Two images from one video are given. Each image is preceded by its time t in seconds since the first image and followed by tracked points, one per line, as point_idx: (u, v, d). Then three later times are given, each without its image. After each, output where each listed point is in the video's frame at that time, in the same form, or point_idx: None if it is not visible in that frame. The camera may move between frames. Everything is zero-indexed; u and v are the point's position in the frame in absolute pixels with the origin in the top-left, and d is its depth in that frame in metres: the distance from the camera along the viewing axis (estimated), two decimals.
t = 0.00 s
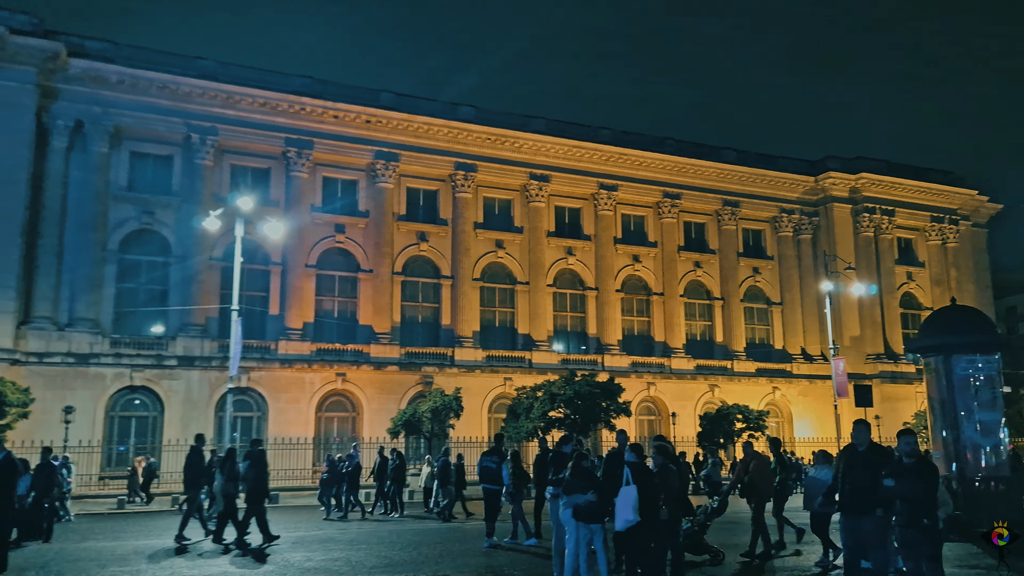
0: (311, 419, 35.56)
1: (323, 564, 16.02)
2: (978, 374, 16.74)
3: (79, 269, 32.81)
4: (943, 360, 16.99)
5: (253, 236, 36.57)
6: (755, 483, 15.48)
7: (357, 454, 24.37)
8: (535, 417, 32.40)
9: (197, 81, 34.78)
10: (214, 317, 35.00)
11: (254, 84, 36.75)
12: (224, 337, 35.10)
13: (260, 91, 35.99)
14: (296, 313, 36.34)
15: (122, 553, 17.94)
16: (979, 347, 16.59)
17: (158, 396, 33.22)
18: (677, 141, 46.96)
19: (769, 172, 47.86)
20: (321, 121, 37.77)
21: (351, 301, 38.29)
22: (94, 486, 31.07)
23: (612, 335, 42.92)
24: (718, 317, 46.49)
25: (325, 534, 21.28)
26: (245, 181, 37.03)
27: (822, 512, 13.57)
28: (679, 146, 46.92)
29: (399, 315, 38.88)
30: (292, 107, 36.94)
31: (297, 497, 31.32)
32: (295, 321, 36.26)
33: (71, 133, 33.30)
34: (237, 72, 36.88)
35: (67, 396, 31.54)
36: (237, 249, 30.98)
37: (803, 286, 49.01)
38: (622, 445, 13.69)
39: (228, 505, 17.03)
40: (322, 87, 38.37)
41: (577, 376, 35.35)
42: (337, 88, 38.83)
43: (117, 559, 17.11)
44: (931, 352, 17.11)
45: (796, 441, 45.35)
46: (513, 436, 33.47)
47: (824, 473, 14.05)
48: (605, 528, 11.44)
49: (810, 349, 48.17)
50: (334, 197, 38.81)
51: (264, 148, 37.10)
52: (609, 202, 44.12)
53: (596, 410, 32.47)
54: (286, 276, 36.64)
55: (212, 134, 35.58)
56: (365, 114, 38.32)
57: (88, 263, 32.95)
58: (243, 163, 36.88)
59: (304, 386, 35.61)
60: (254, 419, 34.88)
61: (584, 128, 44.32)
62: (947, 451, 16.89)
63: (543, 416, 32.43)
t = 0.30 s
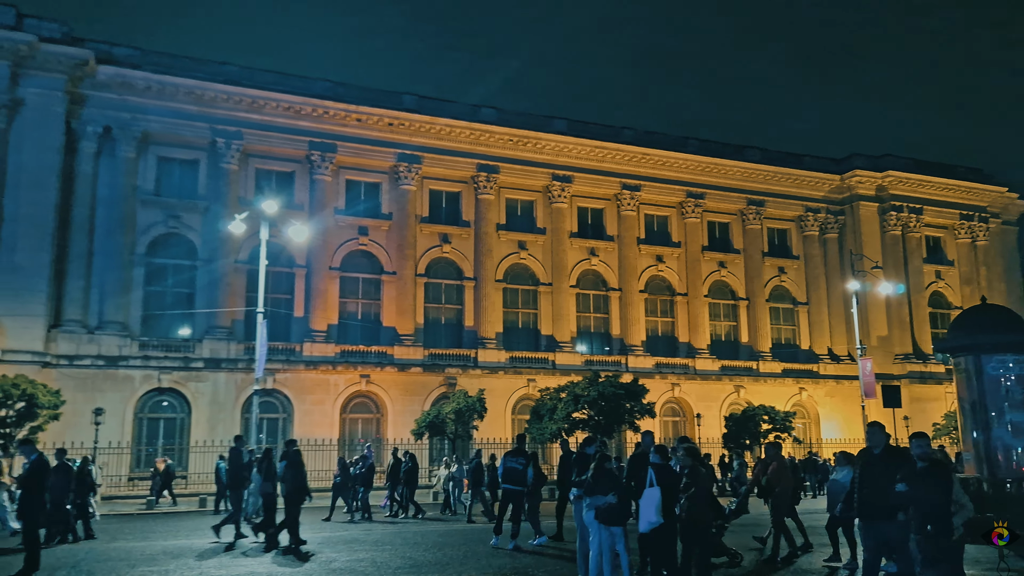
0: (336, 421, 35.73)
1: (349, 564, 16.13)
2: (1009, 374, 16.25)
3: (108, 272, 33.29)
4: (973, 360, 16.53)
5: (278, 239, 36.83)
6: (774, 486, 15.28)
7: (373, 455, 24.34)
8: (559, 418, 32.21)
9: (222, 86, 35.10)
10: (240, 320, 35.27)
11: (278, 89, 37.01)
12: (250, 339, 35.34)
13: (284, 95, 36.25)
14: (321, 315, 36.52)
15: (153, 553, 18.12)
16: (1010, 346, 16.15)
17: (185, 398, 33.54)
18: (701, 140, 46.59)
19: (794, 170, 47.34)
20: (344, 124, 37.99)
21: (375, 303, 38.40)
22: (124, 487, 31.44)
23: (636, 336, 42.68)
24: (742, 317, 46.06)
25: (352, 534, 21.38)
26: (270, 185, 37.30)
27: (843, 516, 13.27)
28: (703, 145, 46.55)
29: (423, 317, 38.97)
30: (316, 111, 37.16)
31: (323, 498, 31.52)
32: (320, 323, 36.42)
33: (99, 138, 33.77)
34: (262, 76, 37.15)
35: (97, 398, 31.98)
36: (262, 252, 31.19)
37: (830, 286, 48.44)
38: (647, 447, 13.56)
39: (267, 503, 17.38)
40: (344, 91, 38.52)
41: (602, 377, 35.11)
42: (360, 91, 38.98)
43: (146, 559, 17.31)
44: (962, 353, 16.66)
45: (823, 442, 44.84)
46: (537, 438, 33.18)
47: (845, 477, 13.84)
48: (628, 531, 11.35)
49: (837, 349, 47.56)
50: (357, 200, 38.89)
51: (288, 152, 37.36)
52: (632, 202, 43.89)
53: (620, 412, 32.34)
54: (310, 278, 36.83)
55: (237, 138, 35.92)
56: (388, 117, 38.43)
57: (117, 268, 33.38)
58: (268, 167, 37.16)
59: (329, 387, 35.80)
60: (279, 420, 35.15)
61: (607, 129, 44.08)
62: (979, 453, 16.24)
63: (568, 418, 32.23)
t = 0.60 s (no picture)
0: (358, 422, 35.83)
1: (373, 565, 16.19)
2: None
3: (133, 275, 33.71)
4: (1001, 359, 16.07)
5: (301, 241, 37.07)
6: (791, 487, 15.19)
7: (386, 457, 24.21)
8: (580, 418, 31.82)
9: (245, 91, 35.37)
10: (264, 321, 35.46)
11: (299, 92, 37.20)
12: (273, 341, 35.59)
13: (305, 99, 36.44)
14: (342, 317, 36.68)
15: (179, 553, 18.31)
16: None
17: (210, 400, 33.80)
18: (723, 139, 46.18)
19: (818, 169, 46.79)
20: (365, 127, 38.13)
21: (397, 305, 38.53)
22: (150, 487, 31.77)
23: (658, 336, 42.42)
24: (765, 317, 45.66)
25: (374, 535, 21.42)
26: (292, 188, 37.57)
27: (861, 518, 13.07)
28: (725, 144, 46.14)
29: (444, 318, 39.01)
30: (337, 114, 37.33)
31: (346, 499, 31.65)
32: (342, 325, 36.61)
33: (125, 143, 34.18)
34: (283, 80, 37.34)
35: (123, 400, 32.33)
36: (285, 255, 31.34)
37: (854, 285, 47.89)
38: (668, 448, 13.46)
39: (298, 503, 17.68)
40: (365, 93, 38.58)
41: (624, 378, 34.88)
42: (380, 94, 39.07)
43: (173, 559, 17.45)
44: (989, 352, 16.24)
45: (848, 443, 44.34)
46: (559, 438, 33.13)
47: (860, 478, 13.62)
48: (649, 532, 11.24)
49: (862, 349, 46.99)
50: (378, 202, 39.06)
51: (310, 155, 37.59)
52: (653, 202, 43.65)
53: (642, 411, 31.91)
54: (332, 280, 36.97)
55: (260, 142, 36.19)
56: (408, 119, 38.51)
57: (141, 270, 33.79)
58: (290, 170, 37.44)
59: (351, 389, 35.91)
60: (302, 421, 35.36)
61: (627, 128, 43.75)
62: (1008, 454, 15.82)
63: (589, 418, 31.84)
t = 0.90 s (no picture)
0: (381, 424, 35.86)
1: (396, 565, 16.20)
2: None
3: (159, 278, 34.05)
4: None
5: (323, 243, 37.26)
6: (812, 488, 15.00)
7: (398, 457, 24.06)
8: (603, 419, 31.58)
9: (268, 94, 35.65)
10: (287, 324, 35.69)
11: (320, 95, 37.38)
12: (296, 343, 35.80)
13: (326, 102, 36.64)
14: (364, 319, 36.81)
15: (205, 553, 18.43)
16: None
17: (235, 401, 33.97)
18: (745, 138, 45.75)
19: (842, 167, 46.22)
20: (386, 129, 38.26)
21: (418, 307, 38.62)
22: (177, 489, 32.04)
23: (680, 337, 42.13)
24: (790, 317, 45.20)
25: (397, 535, 21.44)
26: (314, 191, 37.71)
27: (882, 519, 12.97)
28: (748, 143, 45.70)
29: (465, 320, 39.00)
30: (358, 116, 37.51)
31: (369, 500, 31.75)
32: (364, 326, 36.74)
33: (151, 148, 34.59)
34: (305, 84, 37.52)
35: (149, 401, 32.63)
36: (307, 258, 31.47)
37: (880, 284, 47.25)
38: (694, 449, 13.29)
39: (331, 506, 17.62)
40: (386, 96, 38.70)
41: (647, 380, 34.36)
42: (401, 96, 39.13)
43: (199, 559, 17.56)
44: (1019, 353, 15.30)
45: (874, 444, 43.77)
46: (581, 438, 33.16)
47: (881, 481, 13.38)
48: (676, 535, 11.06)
49: (888, 349, 46.38)
50: (399, 204, 39.17)
51: (332, 158, 37.78)
52: (675, 202, 43.34)
53: (666, 412, 31.15)
54: (354, 282, 37.10)
55: (282, 146, 36.45)
56: (429, 121, 38.57)
57: (166, 273, 34.10)
58: (313, 173, 37.63)
59: (373, 390, 35.96)
60: (325, 423, 35.33)
61: (649, 128, 43.45)
62: None
63: (612, 419, 31.44)
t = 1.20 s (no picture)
0: (402, 424, 35.90)
1: (418, 565, 16.15)
2: None
3: (183, 281, 34.30)
4: None
5: (345, 245, 37.37)
6: (830, 492, 14.64)
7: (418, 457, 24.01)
8: (625, 420, 31.06)
9: (289, 98, 35.84)
10: (309, 325, 35.86)
11: (340, 98, 37.48)
12: (319, 344, 35.93)
13: (347, 105, 36.78)
14: (386, 320, 36.88)
15: (229, 553, 18.48)
16: None
17: (258, 402, 34.13)
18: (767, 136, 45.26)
19: (865, 165, 45.60)
20: (406, 131, 38.31)
21: (439, 308, 38.63)
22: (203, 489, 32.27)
23: (702, 337, 41.81)
24: (814, 317, 44.74)
25: (419, 536, 21.43)
26: (336, 193, 37.93)
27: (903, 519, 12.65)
28: (770, 141, 45.21)
29: (486, 321, 38.96)
30: (378, 118, 37.60)
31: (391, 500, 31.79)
32: (386, 328, 36.81)
33: (174, 152, 34.87)
34: (326, 87, 37.59)
35: (175, 402, 32.86)
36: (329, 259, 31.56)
37: (905, 282, 46.61)
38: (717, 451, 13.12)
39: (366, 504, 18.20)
40: (405, 98, 38.76)
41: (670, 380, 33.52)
42: (420, 97, 39.13)
43: (224, 559, 17.62)
44: None
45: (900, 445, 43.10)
46: (604, 440, 32.69)
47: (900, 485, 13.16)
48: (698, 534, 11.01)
49: (913, 348, 45.74)
50: (419, 206, 39.20)
51: (353, 160, 37.92)
52: (696, 201, 42.98)
53: (688, 413, 30.41)
54: (376, 283, 37.18)
55: (304, 148, 36.62)
56: (448, 122, 38.56)
57: (190, 275, 34.39)
58: (334, 175, 37.78)
59: (395, 391, 35.97)
60: (348, 423, 35.43)
61: (669, 127, 43.15)
62: None
63: (634, 420, 30.94)
